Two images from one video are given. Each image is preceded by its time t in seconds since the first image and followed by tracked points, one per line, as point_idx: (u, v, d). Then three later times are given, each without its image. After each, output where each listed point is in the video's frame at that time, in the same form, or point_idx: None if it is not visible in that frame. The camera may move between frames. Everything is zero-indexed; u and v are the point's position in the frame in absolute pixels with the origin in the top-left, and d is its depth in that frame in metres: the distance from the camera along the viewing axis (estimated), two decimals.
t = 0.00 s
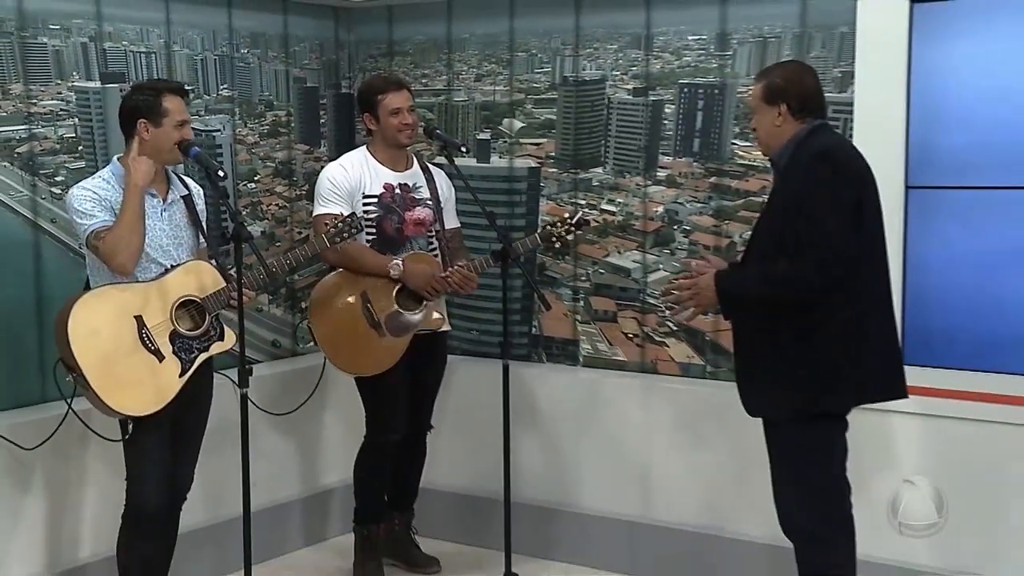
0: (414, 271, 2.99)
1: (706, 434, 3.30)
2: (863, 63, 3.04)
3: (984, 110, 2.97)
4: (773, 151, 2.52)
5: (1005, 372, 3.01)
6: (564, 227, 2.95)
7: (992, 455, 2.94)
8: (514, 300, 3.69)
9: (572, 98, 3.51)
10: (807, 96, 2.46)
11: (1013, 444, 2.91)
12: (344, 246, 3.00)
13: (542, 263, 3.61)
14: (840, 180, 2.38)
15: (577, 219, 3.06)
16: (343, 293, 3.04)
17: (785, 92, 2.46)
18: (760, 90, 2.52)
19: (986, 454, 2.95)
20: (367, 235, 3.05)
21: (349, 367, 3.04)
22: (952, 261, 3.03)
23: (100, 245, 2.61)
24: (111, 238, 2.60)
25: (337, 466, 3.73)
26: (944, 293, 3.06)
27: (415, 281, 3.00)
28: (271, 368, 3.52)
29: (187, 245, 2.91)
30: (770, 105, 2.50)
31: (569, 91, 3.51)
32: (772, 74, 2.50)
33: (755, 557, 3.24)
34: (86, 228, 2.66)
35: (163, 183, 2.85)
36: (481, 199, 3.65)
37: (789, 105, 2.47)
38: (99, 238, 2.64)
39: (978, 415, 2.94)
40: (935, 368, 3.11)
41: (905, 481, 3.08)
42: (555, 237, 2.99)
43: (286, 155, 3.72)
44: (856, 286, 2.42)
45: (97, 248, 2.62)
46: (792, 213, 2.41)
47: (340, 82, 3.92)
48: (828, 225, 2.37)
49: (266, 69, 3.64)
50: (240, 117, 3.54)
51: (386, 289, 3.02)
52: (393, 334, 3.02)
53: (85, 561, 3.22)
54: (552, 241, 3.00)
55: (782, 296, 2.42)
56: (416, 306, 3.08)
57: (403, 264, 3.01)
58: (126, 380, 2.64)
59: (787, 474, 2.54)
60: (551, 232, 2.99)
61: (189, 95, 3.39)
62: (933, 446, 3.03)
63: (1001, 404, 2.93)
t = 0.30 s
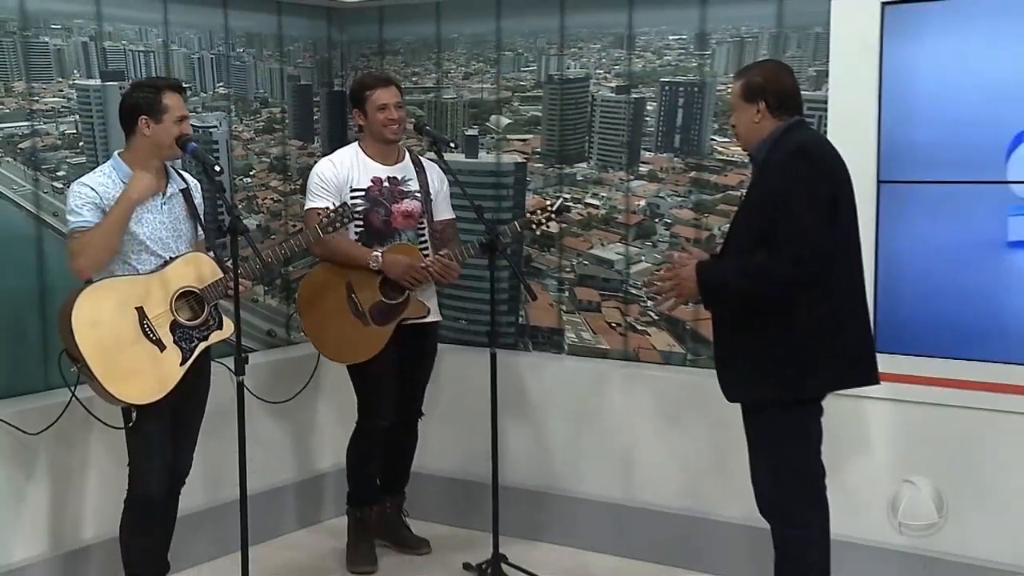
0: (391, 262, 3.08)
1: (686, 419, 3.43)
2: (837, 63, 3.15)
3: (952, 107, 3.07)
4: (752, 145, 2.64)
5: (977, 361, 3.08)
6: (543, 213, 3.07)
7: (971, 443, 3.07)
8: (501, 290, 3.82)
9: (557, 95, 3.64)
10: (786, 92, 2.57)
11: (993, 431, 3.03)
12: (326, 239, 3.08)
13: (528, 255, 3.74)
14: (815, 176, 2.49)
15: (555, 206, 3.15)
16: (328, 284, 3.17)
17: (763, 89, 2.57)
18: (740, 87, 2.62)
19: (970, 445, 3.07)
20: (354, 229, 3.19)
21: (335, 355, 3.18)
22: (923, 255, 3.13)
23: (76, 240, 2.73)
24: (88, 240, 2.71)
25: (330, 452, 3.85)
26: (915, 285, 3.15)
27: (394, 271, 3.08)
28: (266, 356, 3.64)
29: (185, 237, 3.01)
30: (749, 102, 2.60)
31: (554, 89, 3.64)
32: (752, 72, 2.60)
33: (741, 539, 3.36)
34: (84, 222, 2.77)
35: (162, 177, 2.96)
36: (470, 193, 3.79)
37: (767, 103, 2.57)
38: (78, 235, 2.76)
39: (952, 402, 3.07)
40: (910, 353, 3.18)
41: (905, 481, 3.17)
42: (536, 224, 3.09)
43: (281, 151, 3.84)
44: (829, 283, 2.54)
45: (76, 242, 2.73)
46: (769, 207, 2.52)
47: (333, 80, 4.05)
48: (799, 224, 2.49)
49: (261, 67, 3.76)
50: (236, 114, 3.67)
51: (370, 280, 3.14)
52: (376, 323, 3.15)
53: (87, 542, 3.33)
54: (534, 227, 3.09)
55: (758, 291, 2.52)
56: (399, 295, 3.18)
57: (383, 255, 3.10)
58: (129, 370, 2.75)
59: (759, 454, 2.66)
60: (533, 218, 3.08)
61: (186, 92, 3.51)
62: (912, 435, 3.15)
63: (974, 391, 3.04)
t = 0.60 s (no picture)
0: (374, 254, 3.16)
1: (669, 406, 3.52)
2: (816, 57, 3.24)
3: (928, 101, 3.15)
4: (733, 138, 2.69)
5: (952, 347, 3.18)
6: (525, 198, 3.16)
7: (951, 430, 3.13)
8: (489, 281, 3.92)
9: (543, 90, 3.73)
10: (773, 85, 2.64)
11: (977, 419, 3.09)
12: (310, 232, 3.17)
13: (515, 247, 3.84)
14: (796, 169, 2.56)
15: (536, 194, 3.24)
16: (315, 275, 3.25)
17: (753, 80, 2.63)
18: (728, 77, 2.65)
19: (948, 433, 3.14)
20: (343, 221, 3.28)
21: (323, 344, 3.27)
22: (898, 245, 3.22)
23: (48, 256, 2.79)
24: (62, 266, 2.79)
25: (322, 439, 3.95)
26: (891, 276, 3.25)
27: (377, 263, 3.16)
28: (258, 346, 3.73)
29: (181, 230, 3.07)
30: (739, 93, 2.65)
31: (540, 84, 3.73)
32: (740, 62, 2.65)
33: (727, 523, 3.43)
34: (79, 220, 2.82)
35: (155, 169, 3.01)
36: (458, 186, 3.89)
37: (758, 95, 2.63)
38: (54, 248, 2.81)
39: (933, 389, 3.14)
40: (884, 341, 3.29)
41: (905, 481, 3.19)
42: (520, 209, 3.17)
43: (273, 145, 3.92)
44: (808, 266, 2.61)
45: (48, 257, 2.79)
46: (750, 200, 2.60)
47: (324, 75, 4.13)
48: (782, 221, 2.55)
49: (253, 63, 3.84)
50: (229, 109, 3.75)
51: (356, 271, 3.22)
52: (362, 313, 3.24)
53: (85, 527, 3.42)
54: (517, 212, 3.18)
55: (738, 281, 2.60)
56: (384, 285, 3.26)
57: (366, 248, 3.18)
58: (136, 361, 2.85)
59: (737, 438, 2.76)
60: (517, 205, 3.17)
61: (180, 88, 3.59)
62: (891, 423, 3.23)
63: (954, 378, 3.12)
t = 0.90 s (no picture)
0: (364, 247, 3.24)
1: (647, 394, 3.62)
2: (790, 54, 3.34)
3: (901, 98, 3.24)
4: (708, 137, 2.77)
5: (926, 336, 3.28)
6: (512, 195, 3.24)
7: (919, 416, 3.24)
8: (474, 272, 4.01)
9: (526, 86, 3.82)
10: (736, 84, 2.74)
11: (938, 405, 3.21)
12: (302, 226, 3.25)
13: (499, 239, 3.93)
14: (774, 164, 2.64)
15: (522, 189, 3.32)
16: (307, 268, 3.32)
17: (716, 80, 2.73)
18: (691, 81, 2.75)
19: (916, 418, 3.25)
20: (333, 214, 3.35)
21: (314, 336, 3.35)
22: (868, 238, 3.33)
23: (44, 251, 2.87)
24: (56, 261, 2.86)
25: (310, 427, 4.03)
26: (864, 267, 3.35)
27: (367, 257, 3.24)
28: (248, 337, 3.81)
29: (172, 224, 3.14)
30: (703, 95, 2.74)
31: (523, 80, 3.82)
32: (702, 66, 2.74)
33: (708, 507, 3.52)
34: (71, 213, 2.88)
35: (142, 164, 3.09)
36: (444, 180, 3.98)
37: (722, 93, 2.73)
38: (48, 243, 2.88)
39: (903, 376, 3.25)
40: (856, 332, 3.40)
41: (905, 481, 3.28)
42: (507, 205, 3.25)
43: (263, 139, 4.00)
44: (791, 256, 2.67)
45: (43, 252, 2.87)
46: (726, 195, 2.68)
47: (312, 71, 4.22)
48: (758, 214, 2.64)
49: (242, 59, 3.92)
50: (218, 105, 3.82)
51: (345, 263, 3.29)
52: (353, 305, 3.32)
53: (77, 514, 3.49)
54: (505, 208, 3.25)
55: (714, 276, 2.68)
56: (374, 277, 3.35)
57: (356, 241, 3.25)
58: (130, 355, 2.93)
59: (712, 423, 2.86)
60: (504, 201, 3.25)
61: (170, 84, 3.66)
62: (859, 408, 3.35)
63: (924, 366, 3.23)
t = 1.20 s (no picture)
0: (367, 240, 3.32)
1: (631, 383, 3.73)
2: (771, 51, 3.44)
3: (878, 94, 3.33)
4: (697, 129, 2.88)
5: (903, 325, 3.37)
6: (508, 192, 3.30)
7: (892, 402, 3.37)
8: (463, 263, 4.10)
9: (514, 83, 3.91)
10: (728, 78, 2.83)
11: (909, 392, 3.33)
12: (307, 219, 3.35)
13: (487, 231, 4.03)
14: (756, 158, 2.74)
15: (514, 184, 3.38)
16: (311, 260, 3.41)
17: (710, 75, 2.81)
18: (684, 73, 2.85)
19: (891, 404, 3.37)
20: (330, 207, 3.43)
21: (317, 327, 3.43)
22: (846, 230, 3.42)
23: (43, 243, 2.96)
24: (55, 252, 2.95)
25: (302, 416, 4.12)
26: (842, 259, 3.44)
27: (370, 249, 3.32)
28: (244, 327, 3.89)
29: (165, 217, 3.22)
30: (695, 87, 2.83)
31: (511, 77, 3.91)
32: (695, 59, 2.83)
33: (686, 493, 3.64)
34: (66, 205, 2.97)
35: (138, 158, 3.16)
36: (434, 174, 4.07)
37: (715, 88, 2.82)
38: (44, 235, 2.97)
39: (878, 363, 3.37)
40: (837, 322, 3.48)
41: (906, 481, 3.37)
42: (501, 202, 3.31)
43: (256, 134, 4.08)
44: (773, 247, 2.77)
45: (42, 245, 2.96)
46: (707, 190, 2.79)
47: (304, 67, 4.30)
48: (737, 208, 2.73)
49: (235, 55, 4.00)
50: (212, 100, 3.90)
51: (348, 256, 3.38)
52: (355, 296, 3.39)
53: (74, 501, 3.57)
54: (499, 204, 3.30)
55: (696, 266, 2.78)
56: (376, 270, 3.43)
57: (360, 234, 3.34)
58: (123, 347, 3.00)
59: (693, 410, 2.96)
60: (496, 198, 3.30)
61: (165, 80, 3.74)
62: (835, 395, 3.47)
63: (897, 354, 3.34)
